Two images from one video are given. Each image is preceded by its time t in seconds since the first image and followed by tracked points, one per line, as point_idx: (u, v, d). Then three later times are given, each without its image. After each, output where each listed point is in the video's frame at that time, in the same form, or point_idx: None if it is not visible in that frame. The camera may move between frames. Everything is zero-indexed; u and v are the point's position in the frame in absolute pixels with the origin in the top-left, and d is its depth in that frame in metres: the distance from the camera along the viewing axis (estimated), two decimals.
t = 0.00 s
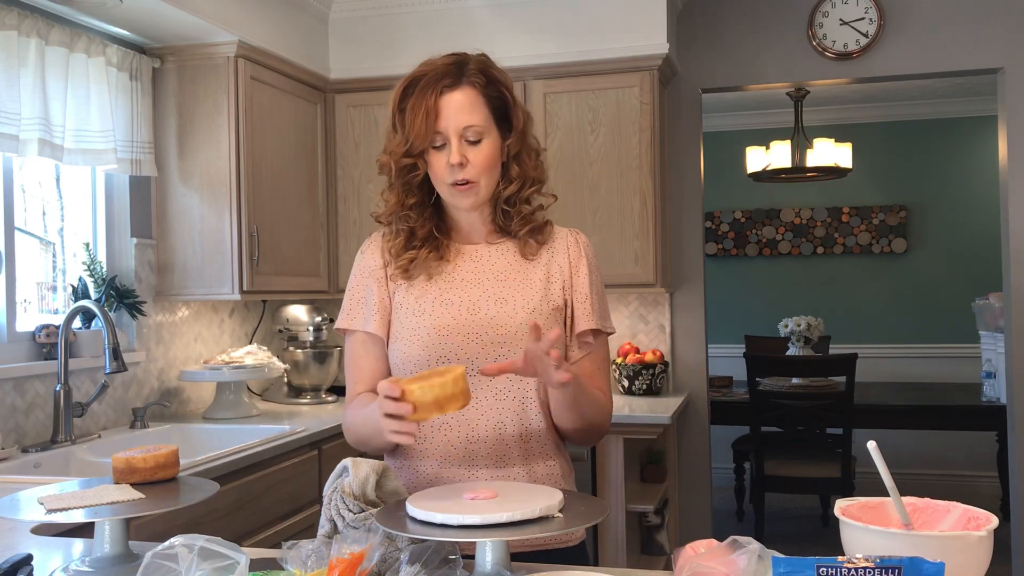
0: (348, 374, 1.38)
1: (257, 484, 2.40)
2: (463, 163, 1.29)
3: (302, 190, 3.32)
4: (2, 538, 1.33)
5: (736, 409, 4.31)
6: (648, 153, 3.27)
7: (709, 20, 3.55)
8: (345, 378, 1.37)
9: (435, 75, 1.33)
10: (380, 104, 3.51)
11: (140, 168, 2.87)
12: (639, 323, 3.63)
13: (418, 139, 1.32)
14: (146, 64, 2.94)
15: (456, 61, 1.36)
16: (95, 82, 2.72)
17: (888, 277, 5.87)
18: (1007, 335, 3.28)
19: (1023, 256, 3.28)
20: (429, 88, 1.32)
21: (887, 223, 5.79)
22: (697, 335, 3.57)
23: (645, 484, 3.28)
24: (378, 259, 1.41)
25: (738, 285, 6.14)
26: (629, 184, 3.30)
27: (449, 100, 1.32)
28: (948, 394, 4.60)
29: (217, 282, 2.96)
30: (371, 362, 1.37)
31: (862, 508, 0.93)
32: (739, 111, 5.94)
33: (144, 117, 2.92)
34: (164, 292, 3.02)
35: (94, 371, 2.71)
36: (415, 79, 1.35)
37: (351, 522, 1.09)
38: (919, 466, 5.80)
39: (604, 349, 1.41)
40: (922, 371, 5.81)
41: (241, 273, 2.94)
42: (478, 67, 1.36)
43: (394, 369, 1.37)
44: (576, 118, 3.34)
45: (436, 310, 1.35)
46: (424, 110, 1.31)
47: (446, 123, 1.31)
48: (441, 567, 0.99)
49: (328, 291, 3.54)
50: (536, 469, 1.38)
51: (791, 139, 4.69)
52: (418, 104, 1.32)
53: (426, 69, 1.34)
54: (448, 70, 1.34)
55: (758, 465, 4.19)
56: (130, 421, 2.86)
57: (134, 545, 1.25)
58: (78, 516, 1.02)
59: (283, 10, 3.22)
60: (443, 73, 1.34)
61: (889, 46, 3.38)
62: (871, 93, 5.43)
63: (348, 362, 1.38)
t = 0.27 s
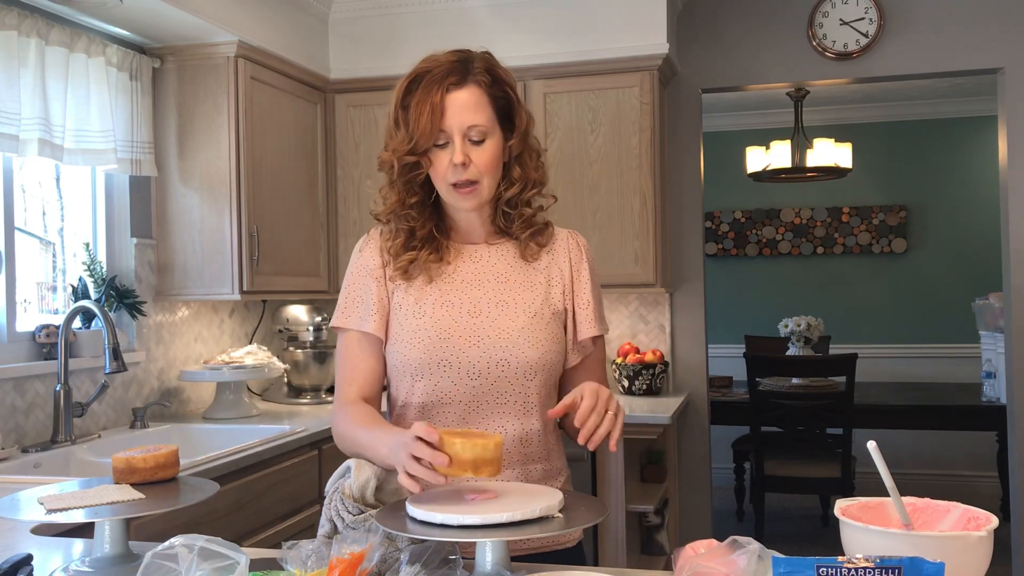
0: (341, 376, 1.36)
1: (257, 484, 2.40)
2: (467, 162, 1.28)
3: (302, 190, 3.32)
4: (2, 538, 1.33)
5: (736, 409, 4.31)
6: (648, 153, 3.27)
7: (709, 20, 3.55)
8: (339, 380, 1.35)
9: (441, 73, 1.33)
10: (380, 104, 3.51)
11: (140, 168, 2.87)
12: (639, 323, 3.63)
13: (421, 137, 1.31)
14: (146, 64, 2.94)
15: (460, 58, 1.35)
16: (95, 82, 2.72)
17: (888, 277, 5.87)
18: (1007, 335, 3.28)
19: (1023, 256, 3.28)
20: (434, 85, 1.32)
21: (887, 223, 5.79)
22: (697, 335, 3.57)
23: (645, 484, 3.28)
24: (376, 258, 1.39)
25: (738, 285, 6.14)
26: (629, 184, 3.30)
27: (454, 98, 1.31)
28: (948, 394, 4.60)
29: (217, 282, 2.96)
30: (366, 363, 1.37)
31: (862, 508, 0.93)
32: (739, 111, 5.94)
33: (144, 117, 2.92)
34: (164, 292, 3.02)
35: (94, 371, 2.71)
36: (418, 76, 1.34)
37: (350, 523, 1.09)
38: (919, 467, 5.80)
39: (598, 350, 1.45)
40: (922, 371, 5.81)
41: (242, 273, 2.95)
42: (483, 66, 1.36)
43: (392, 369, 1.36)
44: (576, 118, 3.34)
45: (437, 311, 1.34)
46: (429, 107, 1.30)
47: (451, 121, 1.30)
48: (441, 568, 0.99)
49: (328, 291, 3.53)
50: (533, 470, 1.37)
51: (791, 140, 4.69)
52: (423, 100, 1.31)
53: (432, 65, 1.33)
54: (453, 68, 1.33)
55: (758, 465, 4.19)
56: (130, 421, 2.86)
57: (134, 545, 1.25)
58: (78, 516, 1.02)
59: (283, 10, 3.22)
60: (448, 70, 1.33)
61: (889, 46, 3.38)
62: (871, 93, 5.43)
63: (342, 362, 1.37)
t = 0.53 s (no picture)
0: (339, 378, 1.35)
1: (257, 483, 2.40)
2: (469, 164, 1.28)
3: (302, 190, 3.32)
4: (2, 538, 1.33)
5: (736, 408, 4.31)
6: (648, 153, 3.27)
7: (709, 20, 3.55)
8: (337, 381, 1.34)
9: (443, 73, 1.32)
10: (380, 104, 3.51)
11: (140, 168, 2.87)
12: (639, 323, 3.63)
13: (423, 138, 1.30)
14: (146, 64, 2.94)
15: (462, 57, 1.34)
16: (95, 82, 2.72)
17: (888, 277, 5.87)
18: (1007, 335, 3.28)
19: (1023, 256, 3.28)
20: (436, 85, 1.31)
21: (887, 223, 5.79)
22: (697, 335, 3.57)
23: (645, 484, 3.28)
24: (376, 258, 1.39)
25: (738, 285, 6.13)
26: (629, 184, 3.30)
27: (457, 99, 1.30)
28: (948, 394, 4.60)
29: (217, 282, 2.96)
30: (365, 363, 1.36)
31: (862, 508, 0.93)
32: (739, 111, 5.93)
33: (144, 117, 2.92)
34: (164, 292, 3.02)
35: (94, 371, 2.71)
36: (419, 75, 1.33)
37: (351, 523, 1.09)
38: (919, 466, 5.80)
39: (597, 349, 1.45)
40: (922, 371, 5.81)
41: (242, 273, 2.95)
42: (485, 66, 1.35)
43: (392, 369, 1.36)
44: (576, 118, 3.34)
45: (438, 312, 1.34)
46: (432, 108, 1.29)
47: (453, 123, 1.30)
48: (441, 567, 0.99)
49: (328, 291, 3.53)
50: (532, 469, 1.38)
51: (791, 139, 4.68)
52: (425, 101, 1.30)
53: (433, 64, 1.32)
54: (456, 67, 1.32)
55: (758, 465, 4.19)
56: (130, 421, 2.86)
57: (134, 545, 1.25)
58: (77, 516, 1.02)
59: (283, 10, 3.22)
60: (450, 70, 1.32)
61: (889, 46, 3.38)
62: (871, 93, 5.43)
63: (339, 363, 1.36)
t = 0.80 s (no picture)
0: (338, 377, 1.36)
1: (257, 484, 2.40)
2: (468, 165, 1.28)
3: (302, 190, 3.32)
4: (1, 538, 1.33)
5: (736, 409, 4.31)
6: (648, 153, 3.27)
7: (709, 20, 3.55)
8: (336, 380, 1.35)
9: (442, 74, 1.31)
10: (380, 104, 3.51)
11: (140, 168, 2.87)
12: (639, 323, 3.63)
13: (422, 138, 1.30)
14: (146, 64, 2.94)
15: (461, 58, 1.34)
16: (95, 82, 2.72)
17: (888, 278, 5.87)
18: (1007, 335, 3.28)
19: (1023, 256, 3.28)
20: (435, 87, 1.30)
21: (887, 223, 5.79)
22: (697, 335, 3.57)
23: (645, 484, 3.28)
24: (375, 257, 1.39)
25: (738, 285, 6.13)
26: (629, 184, 3.30)
27: (456, 100, 1.30)
28: (948, 394, 4.60)
29: (217, 281, 2.95)
30: (363, 363, 1.36)
31: (862, 508, 0.93)
32: (739, 111, 5.93)
33: (144, 117, 2.92)
34: (164, 292, 3.02)
35: (94, 371, 2.71)
36: (418, 75, 1.33)
37: (351, 522, 1.09)
38: (919, 466, 5.80)
39: (597, 348, 1.44)
40: (922, 371, 5.80)
41: (242, 273, 2.95)
42: (485, 66, 1.35)
43: (392, 368, 1.36)
44: (576, 118, 3.34)
45: (436, 312, 1.34)
46: (430, 108, 1.29)
47: (452, 123, 1.29)
48: (441, 568, 0.99)
49: (328, 291, 3.53)
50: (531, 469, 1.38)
51: (791, 139, 4.68)
52: (424, 101, 1.29)
53: (432, 65, 1.32)
54: (455, 68, 1.32)
55: (758, 465, 4.19)
56: (130, 421, 2.86)
57: (134, 545, 1.25)
58: (78, 516, 1.02)
59: (283, 10, 3.22)
60: (449, 71, 1.32)
61: (889, 46, 3.38)
62: (871, 93, 5.43)
63: (338, 362, 1.36)
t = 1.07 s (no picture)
0: (340, 377, 1.37)
1: (257, 484, 2.40)
2: (465, 164, 1.28)
3: (302, 189, 3.32)
4: (1, 538, 1.33)
5: (736, 408, 4.31)
6: (648, 153, 3.27)
7: (709, 20, 3.55)
8: (338, 380, 1.36)
9: (438, 73, 1.31)
10: (380, 104, 3.51)
11: (140, 168, 2.87)
12: (639, 323, 3.63)
13: (419, 138, 1.30)
14: (145, 64, 2.94)
15: (456, 57, 1.34)
16: (95, 82, 2.72)
17: (888, 278, 5.87)
18: (1007, 335, 3.28)
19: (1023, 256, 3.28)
20: (431, 86, 1.30)
21: (887, 223, 5.79)
22: (697, 335, 3.57)
23: (645, 484, 3.28)
24: (375, 257, 1.39)
25: (738, 285, 6.13)
26: (629, 184, 3.30)
27: (452, 100, 1.30)
28: (948, 394, 4.60)
29: (217, 281, 2.95)
30: (365, 363, 1.37)
31: (862, 508, 0.93)
32: (739, 111, 5.93)
33: (144, 117, 2.92)
34: (164, 292, 3.02)
35: (94, 371, 2.71)
36: (415, 76, 1.33)
37: (351, 522, 1.09)
38: (919, 466, 5.80)
39: (599, 346, 1.42)
40: (923, 371, 5.80)
41: (241, 273, 2.95)
42: (481, 65, 1.34)
43: (392, 368, 1.37)
44: (576, 117, 3.34)
45: (435, 312, 1.34)
46: (427, 108, 1.29)
47: (448, 123, 1.29)
48: (441, 568, 0.99)
49: (328, 291, 3.53)
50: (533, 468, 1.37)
51: (792, 139, 4.68)
52: (420, 101, 1.29)
53: (429, 65, 1.32)
54: (451, 67, 1.32)
55: (758, 465, 4.19)
56: (130, 421, 2.86)
57: (134, 545, 1.25)
58: (78, 516, 1.02)
59: (283, 10, 3.22)
60: (444, 70, 1.31)
61: (888, 46, 3.38)
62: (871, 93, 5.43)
63: (340, 362, 1.38)
